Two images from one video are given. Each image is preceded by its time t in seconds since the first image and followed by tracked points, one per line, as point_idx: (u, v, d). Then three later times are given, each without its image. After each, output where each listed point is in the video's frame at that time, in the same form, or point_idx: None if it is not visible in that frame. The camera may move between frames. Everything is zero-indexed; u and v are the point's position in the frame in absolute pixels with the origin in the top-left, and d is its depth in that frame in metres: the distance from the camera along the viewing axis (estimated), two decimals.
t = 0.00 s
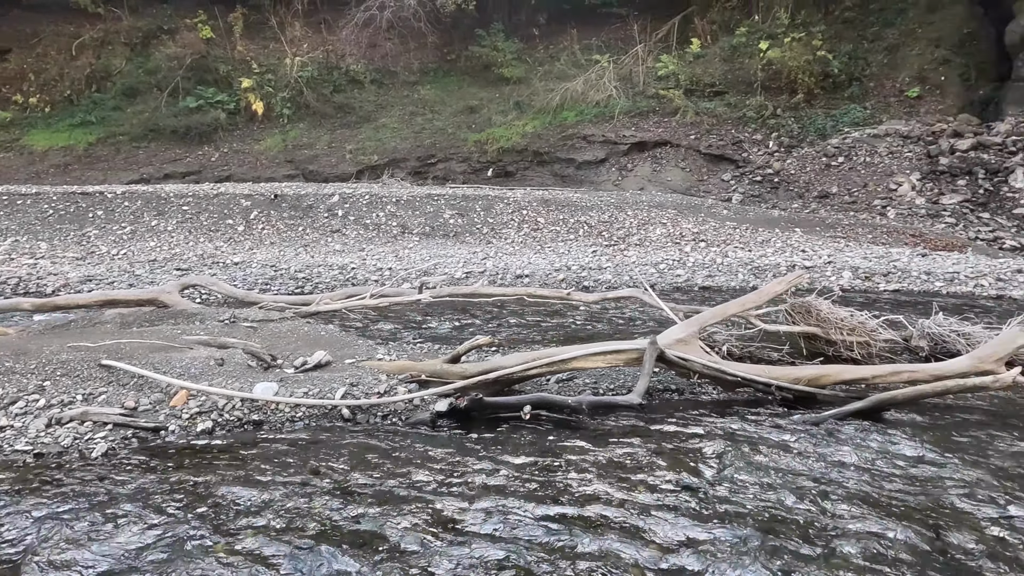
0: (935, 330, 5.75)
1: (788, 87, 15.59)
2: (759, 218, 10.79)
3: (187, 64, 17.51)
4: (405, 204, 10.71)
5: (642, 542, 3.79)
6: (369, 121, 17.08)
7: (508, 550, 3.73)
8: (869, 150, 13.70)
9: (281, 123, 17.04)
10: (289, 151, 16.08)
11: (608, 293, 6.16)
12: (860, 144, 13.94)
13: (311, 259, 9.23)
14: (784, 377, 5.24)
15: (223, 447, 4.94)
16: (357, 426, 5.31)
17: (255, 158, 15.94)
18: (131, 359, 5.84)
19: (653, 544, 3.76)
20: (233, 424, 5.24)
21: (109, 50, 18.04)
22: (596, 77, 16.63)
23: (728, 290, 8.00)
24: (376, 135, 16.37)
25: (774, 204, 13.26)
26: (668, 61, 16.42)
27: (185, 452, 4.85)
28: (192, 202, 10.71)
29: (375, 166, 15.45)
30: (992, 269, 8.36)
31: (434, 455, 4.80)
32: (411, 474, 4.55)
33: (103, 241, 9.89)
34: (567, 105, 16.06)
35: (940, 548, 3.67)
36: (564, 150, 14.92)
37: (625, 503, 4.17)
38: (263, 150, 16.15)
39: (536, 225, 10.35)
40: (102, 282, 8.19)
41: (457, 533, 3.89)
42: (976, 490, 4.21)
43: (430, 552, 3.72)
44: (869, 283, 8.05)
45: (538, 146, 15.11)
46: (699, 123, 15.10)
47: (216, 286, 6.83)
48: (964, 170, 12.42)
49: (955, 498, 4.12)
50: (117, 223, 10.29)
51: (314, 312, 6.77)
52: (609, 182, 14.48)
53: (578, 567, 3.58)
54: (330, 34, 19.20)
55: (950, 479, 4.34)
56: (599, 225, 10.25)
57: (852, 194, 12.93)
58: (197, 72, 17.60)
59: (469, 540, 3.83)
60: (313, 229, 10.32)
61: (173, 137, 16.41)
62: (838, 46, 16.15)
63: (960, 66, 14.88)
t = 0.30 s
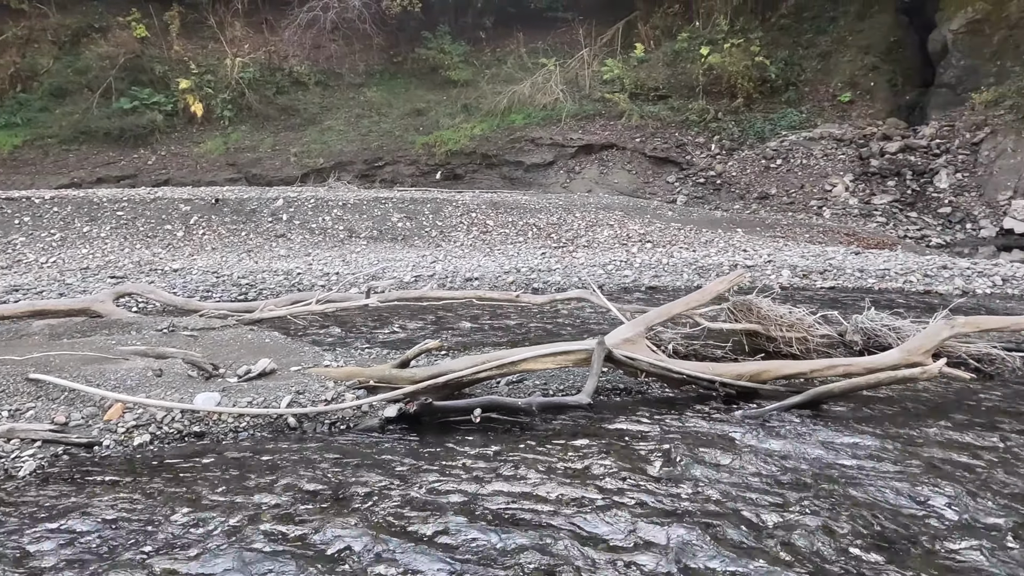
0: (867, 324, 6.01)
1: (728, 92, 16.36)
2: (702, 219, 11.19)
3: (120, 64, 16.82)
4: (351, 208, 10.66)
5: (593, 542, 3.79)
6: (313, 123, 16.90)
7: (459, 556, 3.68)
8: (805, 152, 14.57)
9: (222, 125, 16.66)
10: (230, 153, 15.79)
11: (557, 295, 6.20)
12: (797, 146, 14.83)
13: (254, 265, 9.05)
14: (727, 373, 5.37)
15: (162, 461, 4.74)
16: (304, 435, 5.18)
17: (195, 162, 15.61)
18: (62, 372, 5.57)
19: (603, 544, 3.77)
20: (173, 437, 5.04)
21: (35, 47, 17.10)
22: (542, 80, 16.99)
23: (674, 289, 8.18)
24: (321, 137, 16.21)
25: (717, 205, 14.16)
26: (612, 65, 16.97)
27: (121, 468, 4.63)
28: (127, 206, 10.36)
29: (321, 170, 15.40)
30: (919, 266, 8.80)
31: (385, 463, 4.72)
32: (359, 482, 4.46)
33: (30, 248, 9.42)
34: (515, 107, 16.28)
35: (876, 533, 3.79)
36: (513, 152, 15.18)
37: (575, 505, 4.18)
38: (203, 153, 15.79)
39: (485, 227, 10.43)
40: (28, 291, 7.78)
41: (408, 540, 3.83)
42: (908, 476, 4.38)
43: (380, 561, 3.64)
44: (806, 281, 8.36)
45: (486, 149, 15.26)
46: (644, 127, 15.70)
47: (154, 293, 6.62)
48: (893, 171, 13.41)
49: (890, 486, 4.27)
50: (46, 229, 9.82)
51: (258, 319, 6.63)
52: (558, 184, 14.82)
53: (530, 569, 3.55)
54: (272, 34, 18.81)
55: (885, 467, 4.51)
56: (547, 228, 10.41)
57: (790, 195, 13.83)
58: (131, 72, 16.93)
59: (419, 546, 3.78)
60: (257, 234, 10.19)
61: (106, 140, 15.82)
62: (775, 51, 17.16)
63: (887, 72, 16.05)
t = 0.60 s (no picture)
0: (805, 320, 6.22)
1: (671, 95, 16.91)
2: (647, 219, 11.57)
3: (48, 61, 15.95)
4: (296, 212, 10.57)
5: (547, 543, 3.79)
6: (256, 125, 16.68)
7: (412, 562, 3.61)
8: (746, 154, 15.30)
9: (158, 126, 16.21)
10: (168, 156, 15.36)
11: (507, 296, 6.20)
12: (738, 148, 15.50)
13: (195, 270, 8.84)
14: (672, 371, 5.48)
15: (96, 476, 4.50)
16: (248, 444, 4.98)
17: (130, 165, 15.13)
18: None
19: (557, 544, 3.78)
20: (108, 451, 4.80)
21: None
22: (489, 82, 17.19)
23: (622, 289, 8.31)
24: (264, 140, 16.06)
25: (662, 206, 14.59)
26: (559, 68, 17.36)
27: (50, 485, 4.38)
28: (56, 211, 9.95)
29: (263, 172, 15.31)
30: (853, 263, 9.20)
31: (333, 469, 4.58)
32: (304, 488, 4.34)
33: None
34: (462, 109, 16.49)
35: (812, 523, 3.91)
36: (461, 155, 15.46)
37: (527, 506, 4.17)
38: (138, 156, 15.28)
39: (434, 230, 10.53)
40: None
41: (358, 545, 3.75)
42: (843, 466, 4.54)
43: (325, 568, 3.53)
44: (748, 279, 8.63)
45: (433, 151, 15.49)
46: (591, 129, 16.04)
47: (86, 302, 6.39)
48: (828, 173, 14.35)
49: (826, 476, 4.42)
50: None
51: (198, 327, 6.43)
52: (507, 186, 15.15)
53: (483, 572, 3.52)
54: (210, 33, 18.33)
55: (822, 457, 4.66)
56: (496, 229, 10.56)
57: (731, 196, 14.48)
58: (60, 70, 16.09)
59: (370, 552, 3.69)
60: (197, 239, 9.98)
61: (33, 142, 15.10)
62: (715, 56, 17.84)
63: (820, 77, 16.91)
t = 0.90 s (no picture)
0: (751, 318, 6.43)
1: (621, 98, 17.33)
2: (598, 221, 11.89)
3: None
4: (244, 215, 10.47)
5: (514, 545, 3.58)
6: (200, 126, 16.38)
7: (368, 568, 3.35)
8: (694, 155, 15.72)
9: (96, 128, 15.68)
10: (106, 158, 14.88)
11: (459, 300, 6.23)
12: (686, 150, 15.92)
13: (137, 277, 8.58)
14: (625, 369, 5.52)
15: (29, 496, 4.11)
16: (194, 455, 4.65)
17: (66, 168, 14.56)
18: None
19: (524, 546, 3.58)
20: (42, 469, 4.43)
21: None
22: (440, 84, 17.41)
23: (575, 290, 8.40)
24: (209, 141, 15.78)
25: (613, 207, 14.92)
26: (509, 71, 17.57)
27: None
28: None
29: (209, 175, 14.99)
30: (796, 261, 9.53)
31: (282, 476, 4.27)
32: (251, 492, 4.04)
33: None
34: (414, 111, 16.65)
35: (763, 513, 3.94)
36: (413, 157, 15.54)
37: (489, 507, 3.95)
38: (74, 158, 14.70)
39: (386, 233, 10.57)
40: None
41: (310, 554, 3.45)
42: (791, 457, 4.60)
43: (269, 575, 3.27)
44: (697, 278, 8.83)
45: (385, 153, 15.51)
46: (542, 131, 16.33)
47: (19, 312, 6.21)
48: (771, 174, 14.86)
49: (775, 467, 4.48)
50: None
51: (141, 336, 6.27)
52: (460, 188, 15.33)
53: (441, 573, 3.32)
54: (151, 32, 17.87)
55: (770, 450, 4.73)
56: (450, 232, 10.67)
57: (681, 197, 14.87)
58: None
59: (323, 561, 3.40)
60: (139, 244, 9.71)
61: None
62: (663, 59, 18.24)
63: (764, 81, 17.51)
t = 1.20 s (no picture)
0: (705, 314, 6.59)
1: (578, 98, 17.50)
2: (556, 221, 12.06)
3: None
4: (194, 218, 10.32)
5: (474, 549, 3.55)
6: (147, 126, 15.96)
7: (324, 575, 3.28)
8: (649, 155, 16.01)
9: (35, 127, 14.99)
10: (47, 159, 14.38)
11: (416, 301, 6.20)
12: (642, 150, 16.21)
13: (80, 282, 8.32)
14: (581, 367, 5.58)
15: None
16: (142, 465, 4.48)
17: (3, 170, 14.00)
18: None
19: (484, 549, 3.55)
20: None
21: None
22: (397, 84, 17.35)
23: (532, 289, 8.47)
24: (156, 141, 15.43)
25: (571, 207, 15.12)
26: (467, 71, 17.57)
27: None
28: None
29: (157, 176, 14.69)
30: (748, 258, 9.79)
31: (235, 485, 4.14)
32: (202, 503, 3.92)
33: None
34: (370, 111, 16.58)
35: (711, 505, 4.02)
36: (370, 157, 15.52)
37: (449, 511, 3.91)
38: (12, 159, 14.13)
39: (343, 234, 10.53)
40: None
41: (264, 564, 3.36)
42: (742, 451, 4.70)
43: None
44: (653, 276, 8.99)
45: (341, 154, 15.45)
46: (499, 131, 16.43)
47: None
48: (724, 173, 15.22)
49: (725, 460, 4.58)
50: None
51: (85, 343, 6.08)
52: (417, 188, 15.36)
53: None
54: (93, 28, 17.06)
55: (721, 443, 4.85)
56: (407, 233, 10.70)
57: (637, 196, 15.16)
58: None
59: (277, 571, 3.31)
60: (83, 248, 9.40)
61: None
62: (619, 61, 18.49)
63: (716, 82, 18.00)
